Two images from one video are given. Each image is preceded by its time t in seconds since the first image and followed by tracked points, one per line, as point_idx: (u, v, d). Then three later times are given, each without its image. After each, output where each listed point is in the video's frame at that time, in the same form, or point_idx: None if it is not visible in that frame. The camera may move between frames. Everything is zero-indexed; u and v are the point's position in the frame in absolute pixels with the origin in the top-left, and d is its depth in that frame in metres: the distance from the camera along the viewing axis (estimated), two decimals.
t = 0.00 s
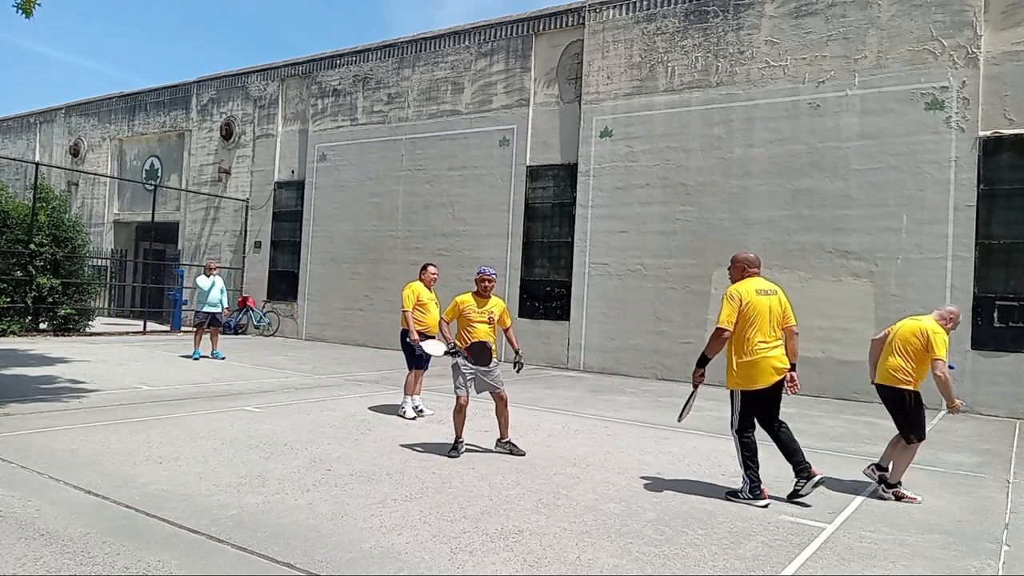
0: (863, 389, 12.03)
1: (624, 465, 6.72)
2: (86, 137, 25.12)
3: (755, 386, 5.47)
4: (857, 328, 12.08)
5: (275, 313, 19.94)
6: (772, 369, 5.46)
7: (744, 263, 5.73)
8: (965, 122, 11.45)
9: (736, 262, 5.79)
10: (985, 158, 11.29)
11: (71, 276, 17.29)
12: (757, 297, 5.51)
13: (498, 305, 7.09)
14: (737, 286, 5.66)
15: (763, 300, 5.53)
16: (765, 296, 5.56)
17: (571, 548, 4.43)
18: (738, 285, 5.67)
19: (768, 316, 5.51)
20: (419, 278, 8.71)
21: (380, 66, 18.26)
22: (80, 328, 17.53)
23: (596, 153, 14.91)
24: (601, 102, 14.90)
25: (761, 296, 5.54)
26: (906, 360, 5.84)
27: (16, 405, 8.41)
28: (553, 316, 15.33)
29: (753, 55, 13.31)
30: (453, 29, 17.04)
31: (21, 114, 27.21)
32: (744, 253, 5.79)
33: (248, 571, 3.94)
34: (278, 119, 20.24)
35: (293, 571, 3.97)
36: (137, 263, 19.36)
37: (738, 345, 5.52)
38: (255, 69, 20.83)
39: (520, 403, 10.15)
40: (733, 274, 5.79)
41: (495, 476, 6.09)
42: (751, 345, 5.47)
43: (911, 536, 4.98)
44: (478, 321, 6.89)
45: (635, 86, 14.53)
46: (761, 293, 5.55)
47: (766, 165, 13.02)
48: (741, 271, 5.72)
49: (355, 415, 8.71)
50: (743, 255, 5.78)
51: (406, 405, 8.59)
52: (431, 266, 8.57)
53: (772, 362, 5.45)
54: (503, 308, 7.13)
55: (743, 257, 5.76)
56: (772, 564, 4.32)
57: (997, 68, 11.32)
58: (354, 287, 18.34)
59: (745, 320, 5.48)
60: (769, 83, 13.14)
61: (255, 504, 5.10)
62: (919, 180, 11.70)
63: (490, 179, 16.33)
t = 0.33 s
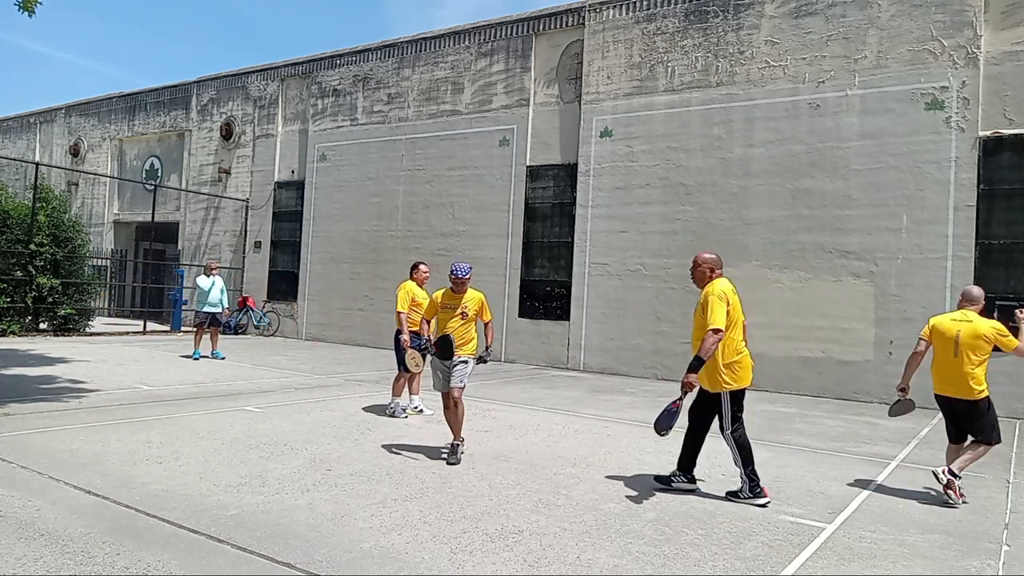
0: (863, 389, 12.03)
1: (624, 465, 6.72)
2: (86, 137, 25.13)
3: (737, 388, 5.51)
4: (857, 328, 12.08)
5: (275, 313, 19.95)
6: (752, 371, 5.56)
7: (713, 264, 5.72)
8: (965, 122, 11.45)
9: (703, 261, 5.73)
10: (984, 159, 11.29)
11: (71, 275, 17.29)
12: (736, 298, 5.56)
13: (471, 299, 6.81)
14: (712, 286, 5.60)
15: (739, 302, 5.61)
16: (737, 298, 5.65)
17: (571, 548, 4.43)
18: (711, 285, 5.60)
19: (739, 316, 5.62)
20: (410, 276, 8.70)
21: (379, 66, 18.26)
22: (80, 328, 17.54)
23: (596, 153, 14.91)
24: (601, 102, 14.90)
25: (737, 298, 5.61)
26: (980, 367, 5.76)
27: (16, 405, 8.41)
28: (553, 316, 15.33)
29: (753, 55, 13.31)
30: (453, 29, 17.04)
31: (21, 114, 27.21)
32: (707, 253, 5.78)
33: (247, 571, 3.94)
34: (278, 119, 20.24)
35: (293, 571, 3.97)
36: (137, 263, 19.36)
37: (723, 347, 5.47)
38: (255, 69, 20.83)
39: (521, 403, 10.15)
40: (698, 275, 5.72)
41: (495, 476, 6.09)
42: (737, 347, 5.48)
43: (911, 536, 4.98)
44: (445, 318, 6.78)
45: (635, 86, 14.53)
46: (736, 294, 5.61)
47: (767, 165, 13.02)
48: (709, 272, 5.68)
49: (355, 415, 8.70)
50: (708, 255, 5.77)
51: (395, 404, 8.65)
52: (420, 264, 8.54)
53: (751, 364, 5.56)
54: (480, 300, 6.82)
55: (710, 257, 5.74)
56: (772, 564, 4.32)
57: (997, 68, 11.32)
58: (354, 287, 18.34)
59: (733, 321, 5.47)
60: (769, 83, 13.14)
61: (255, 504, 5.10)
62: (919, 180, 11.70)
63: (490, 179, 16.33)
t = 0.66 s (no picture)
0: (863, 390, 12.02)
1: (624, 465, 6.72)
2: (86, 137, 25.13)
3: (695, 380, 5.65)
4: (857, 328, 12.08)
5: (275, 313, 19.94)
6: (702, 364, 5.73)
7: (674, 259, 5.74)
8: (965, 122, 11.45)
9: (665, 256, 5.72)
10: (984, 159, 11.29)
11: (71, 276, 17.29)
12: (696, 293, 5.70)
13: (441, 302, 6.53)
14: (677, 280, 5.62)
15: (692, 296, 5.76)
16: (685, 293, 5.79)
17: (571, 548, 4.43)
18: (676, 280, 5.62)
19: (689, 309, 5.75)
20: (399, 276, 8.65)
21: (380, 66, 18.26)
22: (80, 328, 17.54)
23: (596, 153, 14.91)
24: (601, 102, 14.90)
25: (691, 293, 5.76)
26: None
27: (16, 405, 8.41)
28: (553, 316, 15.33)
29: (753, 55, 13.31)
30: (453, 29, 17.04)
31: (21, 114, 27.22)
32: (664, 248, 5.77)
33: (247, 571, 3.94)
34: (278, 119, 20.24)
35: (292, 571, 3.97)
36: (137, 263, 19.36)
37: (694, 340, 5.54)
38: (255, 69, 20.83)
39: (521, 403, 10.15)
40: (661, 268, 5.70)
41: (495, 476, 6.08)
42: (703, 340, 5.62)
43: (911, 536, 4.98)
44: (415, 322, 6.48)
45: (635, 86, 14.53)
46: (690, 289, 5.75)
47: (766, 165, 13.02)
48: (669, 268, 5.70)
49: (354, 415, 8.70)
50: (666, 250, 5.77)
51: (394, 405, 8.73)
52: (410, 262, 8.49)
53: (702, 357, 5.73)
54: (450, 304, 6.54)
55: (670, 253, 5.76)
56: (772, 564, 4.32)
57: (997, 68, 11.32)
58: (354, 287, 18.34)
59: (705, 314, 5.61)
60: (769, 83, 13.14)
61: (255, 504, 5.10)
62: (919, 180, 11.70)
63: (490, 179, 16.33)
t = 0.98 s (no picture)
0: (863, 389, 12.02)
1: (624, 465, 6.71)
2: (86, 137, 25.13)
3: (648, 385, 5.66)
4: (856, 328, 12.08)
5: (275, 313, 19.95)
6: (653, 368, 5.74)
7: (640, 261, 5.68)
8: (965, 122, 11.45)
9: (635, 258, 5.62)
10: (985, 159, 11.29)
11: (71, 275, 17.29)
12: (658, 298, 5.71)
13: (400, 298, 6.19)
14: (644, 284, 5.57)
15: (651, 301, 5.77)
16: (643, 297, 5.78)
17: (571, 548, 4.43)
18: (644, 283, 5.55)
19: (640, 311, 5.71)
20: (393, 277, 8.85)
21: (380, 66, 18.26)
22: (80, 328, 17.54)
23: (596, 153, 14.90)
24: (601, 102, 14.90)
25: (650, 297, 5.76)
26: None
27: (16, 405, 8.41)
28: (553, 316, 15.33)
29: (753, 55, 13.31)
30: (453, 29, 17.04)
31: (21, 114, 27.22)
32: (631, 248, 5.67)
33: (248, 571, 3.94)
34: (278, 119, 20.24)
35: (293, 571, 3.97)
36: (137, 263, 19.36)
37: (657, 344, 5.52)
38: (255, 69, 20.83)
39: (521, 403, 10.15)
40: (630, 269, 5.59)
41: (495, 476, 6.09)
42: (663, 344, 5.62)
43: (911, 536, 4.98)
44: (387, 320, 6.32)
45: (635, 86, 14.53)
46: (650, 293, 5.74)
47: (766, 165, 13.02)
48: (637, 269, 5.61)
49: (354, 415, 8.70)
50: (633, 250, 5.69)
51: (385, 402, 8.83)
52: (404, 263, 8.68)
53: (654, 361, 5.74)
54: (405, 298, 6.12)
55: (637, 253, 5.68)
56: (772, 564, 4.32)
57: (997, 68, 11.32)
58: (354, 287, 18.34)
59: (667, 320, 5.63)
60: (769, 84, 13.14)
61: (255, 504, 5.10)
62: (919, 180, 11.70)
63: (490, 179, 16.33)
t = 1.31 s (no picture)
0: (863, 389, 12.02)
1: (623, 465, 6.72)
2: (86, 137, 25.12)
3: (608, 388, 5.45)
4: (856, 328, 12.09)
5: (275, 313, 19.95)
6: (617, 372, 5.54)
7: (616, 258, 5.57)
8: (965, 122, 11.45)
9: (609, 252, 5.51)
10: (985, 158, 11.29)
11: (71, 275, 17.29)
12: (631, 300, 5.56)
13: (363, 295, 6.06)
14: (617, 280, 5.46)
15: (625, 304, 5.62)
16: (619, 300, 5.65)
17: (571, 548, 4.43)
18: (618, 279, 5.45)
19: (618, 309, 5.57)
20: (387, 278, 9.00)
21: (379, 66, 18.26)
22: (80, 328, 17.55)
23: (596, 153, 14.90)
24: (601, 102, 14.90)
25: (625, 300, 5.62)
26: None
27: (16, 405, 8.41)
28: (553, 316, 15.33)
29: (752, 56, 13.31)
30: (453, 29, 17.04)
31: (21, 113, 27.22)
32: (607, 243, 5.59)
33: (248, 571, 3.94)
34: (278, 119, 20.24)
35: (293, 571, 3.97)
36: (137, 263, 19.37)
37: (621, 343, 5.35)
38: (255, 69, 20.83)
39: (520, 404, 10.16)
40: (601, 262, 5.48)
41: (494, 476, 6.09)
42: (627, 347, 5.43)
43: (911, 536, 4.98)
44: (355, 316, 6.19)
45: (635, 86, 14.53)
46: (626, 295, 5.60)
47: (766, 165, 13.02)
48: (610, 264, 5.51)
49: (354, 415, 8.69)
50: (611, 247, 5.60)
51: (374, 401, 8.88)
52: (395, 265, 8.86)
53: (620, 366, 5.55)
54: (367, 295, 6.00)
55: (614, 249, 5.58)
56: (772, 564, 4.32)
57: (997, 68, 11.32)
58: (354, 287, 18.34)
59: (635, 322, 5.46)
60: (769, 84, 13.14)
61: (255, 504, 5.10)
62: (919, 180, 11.70)
63: (490, 179, 16.33)
